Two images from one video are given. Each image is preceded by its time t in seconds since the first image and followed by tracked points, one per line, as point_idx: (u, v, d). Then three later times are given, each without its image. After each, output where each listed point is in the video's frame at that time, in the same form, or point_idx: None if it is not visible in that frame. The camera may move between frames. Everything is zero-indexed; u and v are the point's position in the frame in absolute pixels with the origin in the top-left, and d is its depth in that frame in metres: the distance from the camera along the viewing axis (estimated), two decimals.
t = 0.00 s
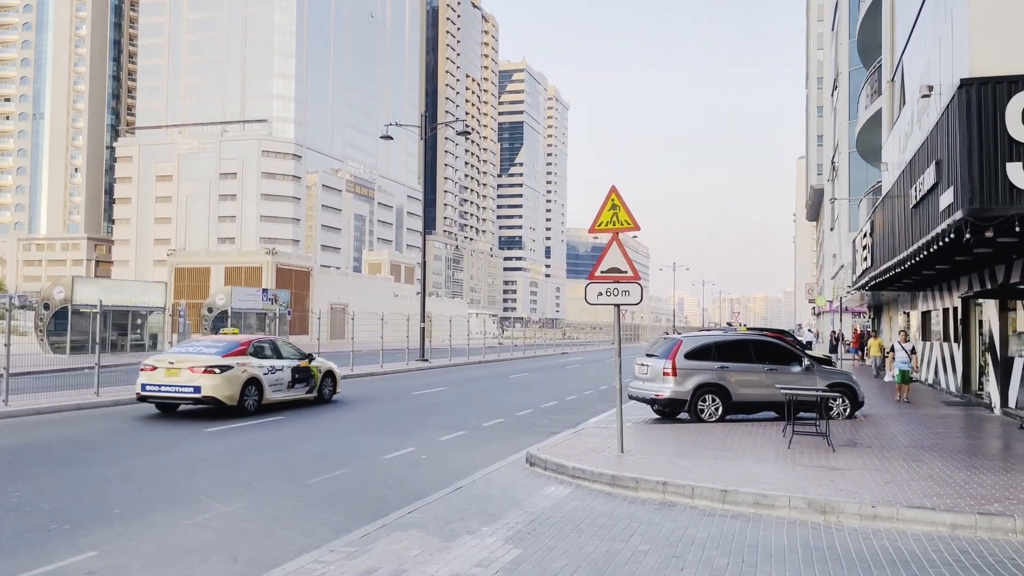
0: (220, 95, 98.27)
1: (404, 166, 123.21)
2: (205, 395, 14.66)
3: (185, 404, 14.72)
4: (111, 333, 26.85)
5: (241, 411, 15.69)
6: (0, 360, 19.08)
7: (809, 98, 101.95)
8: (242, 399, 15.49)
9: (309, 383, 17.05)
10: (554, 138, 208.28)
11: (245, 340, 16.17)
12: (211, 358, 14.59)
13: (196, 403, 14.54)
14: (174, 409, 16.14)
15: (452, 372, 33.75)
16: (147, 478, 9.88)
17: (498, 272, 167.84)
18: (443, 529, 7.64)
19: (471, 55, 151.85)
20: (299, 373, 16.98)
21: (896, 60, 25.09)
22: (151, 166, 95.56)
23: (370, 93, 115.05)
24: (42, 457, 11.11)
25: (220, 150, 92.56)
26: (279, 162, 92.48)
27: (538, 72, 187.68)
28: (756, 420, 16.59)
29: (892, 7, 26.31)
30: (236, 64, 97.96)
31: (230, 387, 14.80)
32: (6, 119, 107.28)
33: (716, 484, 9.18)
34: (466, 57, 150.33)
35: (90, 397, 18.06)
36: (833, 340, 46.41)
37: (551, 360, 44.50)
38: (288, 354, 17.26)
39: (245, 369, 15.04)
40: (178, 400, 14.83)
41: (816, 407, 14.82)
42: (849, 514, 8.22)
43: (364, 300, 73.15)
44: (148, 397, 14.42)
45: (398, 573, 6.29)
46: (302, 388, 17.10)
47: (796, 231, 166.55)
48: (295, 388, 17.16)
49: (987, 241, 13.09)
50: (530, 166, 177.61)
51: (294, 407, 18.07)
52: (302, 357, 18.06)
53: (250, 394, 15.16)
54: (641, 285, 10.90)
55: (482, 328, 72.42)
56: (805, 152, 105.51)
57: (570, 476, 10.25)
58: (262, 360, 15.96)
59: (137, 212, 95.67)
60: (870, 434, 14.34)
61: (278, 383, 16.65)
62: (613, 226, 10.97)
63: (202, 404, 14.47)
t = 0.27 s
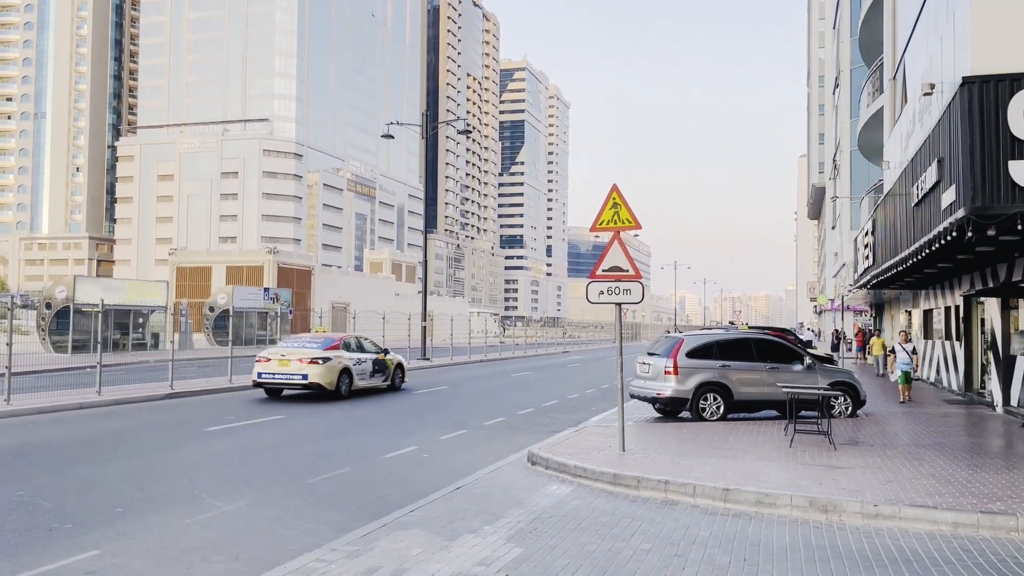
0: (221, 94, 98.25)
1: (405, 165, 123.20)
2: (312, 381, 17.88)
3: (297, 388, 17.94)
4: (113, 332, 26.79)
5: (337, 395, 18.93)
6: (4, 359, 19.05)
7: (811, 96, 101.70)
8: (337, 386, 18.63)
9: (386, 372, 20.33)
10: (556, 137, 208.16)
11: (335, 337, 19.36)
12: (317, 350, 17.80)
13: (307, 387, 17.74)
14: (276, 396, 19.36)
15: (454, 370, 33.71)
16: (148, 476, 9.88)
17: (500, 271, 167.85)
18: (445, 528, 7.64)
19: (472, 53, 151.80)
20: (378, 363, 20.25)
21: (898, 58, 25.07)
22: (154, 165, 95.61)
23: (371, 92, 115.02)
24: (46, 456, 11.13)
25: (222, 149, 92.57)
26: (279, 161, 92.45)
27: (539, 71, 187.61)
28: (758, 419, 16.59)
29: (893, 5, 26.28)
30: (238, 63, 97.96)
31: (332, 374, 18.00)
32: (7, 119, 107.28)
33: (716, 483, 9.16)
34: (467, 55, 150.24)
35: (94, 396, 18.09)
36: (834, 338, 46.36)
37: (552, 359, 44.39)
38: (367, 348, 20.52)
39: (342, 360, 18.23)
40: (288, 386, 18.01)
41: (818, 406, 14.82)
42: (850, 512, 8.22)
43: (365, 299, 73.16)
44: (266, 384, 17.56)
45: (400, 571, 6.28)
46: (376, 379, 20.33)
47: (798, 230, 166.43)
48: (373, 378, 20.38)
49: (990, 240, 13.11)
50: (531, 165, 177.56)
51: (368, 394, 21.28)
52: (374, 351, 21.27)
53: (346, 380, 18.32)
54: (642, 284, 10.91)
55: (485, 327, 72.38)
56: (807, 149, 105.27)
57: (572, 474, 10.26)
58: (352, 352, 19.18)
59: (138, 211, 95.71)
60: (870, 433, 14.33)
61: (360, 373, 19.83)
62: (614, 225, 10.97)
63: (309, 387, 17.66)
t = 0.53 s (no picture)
0: (234, 94, 98.69)
1: (417, 164, 123.49)
2: (396, 371, 21.54)
3: (384, 377, 21.60)
4: (127, 332, 27.11)
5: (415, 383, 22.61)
6: (19, 358, 19.27)
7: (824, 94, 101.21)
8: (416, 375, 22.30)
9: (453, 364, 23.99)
10: (567, 136, 208.10)
11: (411, 334, 23.01)
12: (401, 347, 21.49)
13: (393, 376, 21.40)
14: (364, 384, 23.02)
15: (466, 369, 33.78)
16: (164, 475, 9.98)
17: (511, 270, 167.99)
18: (458, 526, 7.69)
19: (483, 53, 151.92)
20: (446, 357, 23.89)
21: (912, 56, 24.96)
22: (167, 165, 96.13)
23: (382, 92, 115.31)
24: (63, 455, 11.24)
25: (235, 149, 93.05)
26: (292, 161, 92.85)
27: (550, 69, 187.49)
28: (771, 417, 16.57)
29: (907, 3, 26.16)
30: (250, 64, 98.41)
31: (413, 366, 21.64)
32: (24, 120, 108.24)
33: (729, 483, 9.16)
34: (478, 54, 150.32)
35: (109, 395, 18.25)
36: (847, 337, 46.20)
37: (563, 359, 44.32)
38: (436, 344, 24.18)
39: (421, 354, 21.88)
40: (376, 376, 21.68)
41: (830, 405, 14.77)
42: (864, 512, 8.19)
43: (377, 299, 73.40)
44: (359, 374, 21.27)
45: (413, 569, 6.34)
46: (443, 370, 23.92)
47: (811, 228, 165.57)
48: (440, 370, 23.98)
49: (1003, 239, 13.08)
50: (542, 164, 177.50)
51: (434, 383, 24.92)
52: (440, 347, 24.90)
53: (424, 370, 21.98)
54: (654, 283, 10.91)
55: (496, 326, 72.48)
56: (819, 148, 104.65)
57: (583, 473, 10.28)
58: (426, 348, 22.79)
59: (152, 212, 96.31)
60: (885, 432, 14.27)
61: (431, 365, 23.45)
62: (626, 223, 10.99)
63: (394, 376, 21.37)
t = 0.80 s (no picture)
0: (259, 96, 99.51)
1: (439, 165, 123.86)
2: (471, 364, 25.07)
3: (461, 369, 25.17)
4: (154, 332, 27.47)
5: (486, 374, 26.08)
6: (49, 358, 19.54)
7: (849, 91, 100.25)
8: (486, 368, 25.78)
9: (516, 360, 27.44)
10: (589, 135, 207.83)
11: (483, 332, 26.51)
12: (475, 343, 25.04)
13: (470, 368, 24.95)
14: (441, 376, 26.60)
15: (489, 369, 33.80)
16: (191, 474, 10.07)
17: (533, 270, 167.94)
18: (481, 526, 7.70)
19: (505, 52, 152.07)
20: (510, 353, 27.30)
21: (939, 52, 24.62)
22: (192, 166, 97.05)
23: (405, 92, 115.79)
24: (91, 454, 11.38)
25: (259, 150, 93.88)
26: (315, 162, 93.52)
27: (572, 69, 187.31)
28: (796, 418, 16.42)
29: None
30: (274, 66, 99.21)
31: (485, 360, 25.14)
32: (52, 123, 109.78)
33: (755, 484, 9.09)
34: (499, 54, 150.49)
35: (137, 395, 18.46)
36: (874, 337, 45.78)
37: (587, 359, 44.15)
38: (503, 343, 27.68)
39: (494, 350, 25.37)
40: (454, 367, 25.24)
41: (857, 406, 14.60)
42: (892, 514, 8.09)
43: (400, 299, 73.69)
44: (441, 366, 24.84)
45: (438, 568, 6.36)
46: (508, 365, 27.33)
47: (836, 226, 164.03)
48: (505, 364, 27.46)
49: None
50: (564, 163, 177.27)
51: (500, 376, 28.37)
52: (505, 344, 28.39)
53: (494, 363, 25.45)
54: (678, 282, 10.85)
55: (519, 326, 72.49)
56: (844, 145, 103.63)
57: (608, 473, 10.25)
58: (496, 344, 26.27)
59: (178, 213, 97.31)
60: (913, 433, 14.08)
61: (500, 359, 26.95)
62: (649, 222, 10.92)
63: (468, 368, 24.90)
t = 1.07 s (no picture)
0: (291, 98, 100.48)
1: (469, 165, 124.24)
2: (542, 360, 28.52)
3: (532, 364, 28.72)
4: (189, 332, 27.95)
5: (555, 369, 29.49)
6: (89, 357, 19.96)
7: (884, 87, 98.76)
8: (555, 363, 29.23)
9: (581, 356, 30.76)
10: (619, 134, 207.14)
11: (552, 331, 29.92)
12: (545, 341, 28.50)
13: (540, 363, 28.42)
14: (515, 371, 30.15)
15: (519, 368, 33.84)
16: (226, 472, 10.21)
17: (563, 269, 167.76)
18: (513, 526, 7.72)
19: (535, 52, 152.00)
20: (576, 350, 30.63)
21: (978, 46, 24.15)
22: (226, 169, 98.33)
23: (435, 94, 116.28)
24: (131, 452, 11.59)
25: (292, 152, 94.91)
26: (346, 163, 94.39)
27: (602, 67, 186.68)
28: (831, 418, 16.21)
29: None
30: (307, 68, 100.17)
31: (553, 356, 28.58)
32: (91, 127, 111.87)
33: (789, 485, 9.00)
34: (529, 54, 150.47)
35: (173, 394, 18.76)
36: (910, 336, 45.09)
37: (616, 359, 44.07)
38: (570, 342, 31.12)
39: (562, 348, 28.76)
40: (526, 362, 28.75)
41: (894, 407, 14.37)
42: (930, 516, 7.97)
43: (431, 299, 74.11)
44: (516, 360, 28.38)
45: (471, 568, 6.38)
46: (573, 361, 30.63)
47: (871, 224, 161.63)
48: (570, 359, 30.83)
49: None
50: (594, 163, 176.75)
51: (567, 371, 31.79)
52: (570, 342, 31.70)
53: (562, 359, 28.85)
54: (710, 282, 10.77)
55: (549, 326, 72.51)
56: (879, 142, 102.09)
57: (640, 474, 10.21)
58: (563, 343, 29.62)
59: (213, 215, 98.69)
60: (952, 434, 13.83)
61: (566, 355, 30.28)
62: (681, 222, 10.86)
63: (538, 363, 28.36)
